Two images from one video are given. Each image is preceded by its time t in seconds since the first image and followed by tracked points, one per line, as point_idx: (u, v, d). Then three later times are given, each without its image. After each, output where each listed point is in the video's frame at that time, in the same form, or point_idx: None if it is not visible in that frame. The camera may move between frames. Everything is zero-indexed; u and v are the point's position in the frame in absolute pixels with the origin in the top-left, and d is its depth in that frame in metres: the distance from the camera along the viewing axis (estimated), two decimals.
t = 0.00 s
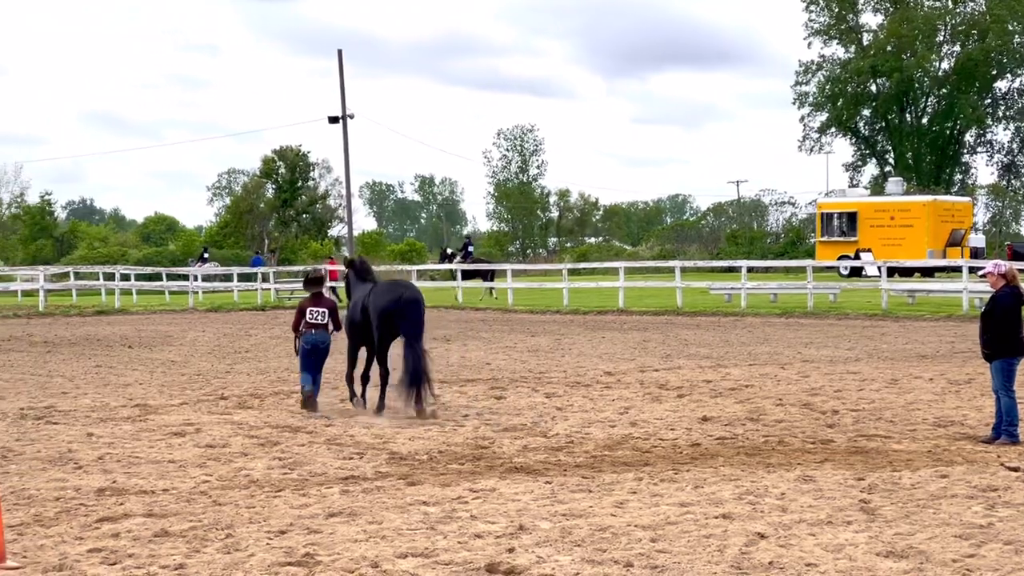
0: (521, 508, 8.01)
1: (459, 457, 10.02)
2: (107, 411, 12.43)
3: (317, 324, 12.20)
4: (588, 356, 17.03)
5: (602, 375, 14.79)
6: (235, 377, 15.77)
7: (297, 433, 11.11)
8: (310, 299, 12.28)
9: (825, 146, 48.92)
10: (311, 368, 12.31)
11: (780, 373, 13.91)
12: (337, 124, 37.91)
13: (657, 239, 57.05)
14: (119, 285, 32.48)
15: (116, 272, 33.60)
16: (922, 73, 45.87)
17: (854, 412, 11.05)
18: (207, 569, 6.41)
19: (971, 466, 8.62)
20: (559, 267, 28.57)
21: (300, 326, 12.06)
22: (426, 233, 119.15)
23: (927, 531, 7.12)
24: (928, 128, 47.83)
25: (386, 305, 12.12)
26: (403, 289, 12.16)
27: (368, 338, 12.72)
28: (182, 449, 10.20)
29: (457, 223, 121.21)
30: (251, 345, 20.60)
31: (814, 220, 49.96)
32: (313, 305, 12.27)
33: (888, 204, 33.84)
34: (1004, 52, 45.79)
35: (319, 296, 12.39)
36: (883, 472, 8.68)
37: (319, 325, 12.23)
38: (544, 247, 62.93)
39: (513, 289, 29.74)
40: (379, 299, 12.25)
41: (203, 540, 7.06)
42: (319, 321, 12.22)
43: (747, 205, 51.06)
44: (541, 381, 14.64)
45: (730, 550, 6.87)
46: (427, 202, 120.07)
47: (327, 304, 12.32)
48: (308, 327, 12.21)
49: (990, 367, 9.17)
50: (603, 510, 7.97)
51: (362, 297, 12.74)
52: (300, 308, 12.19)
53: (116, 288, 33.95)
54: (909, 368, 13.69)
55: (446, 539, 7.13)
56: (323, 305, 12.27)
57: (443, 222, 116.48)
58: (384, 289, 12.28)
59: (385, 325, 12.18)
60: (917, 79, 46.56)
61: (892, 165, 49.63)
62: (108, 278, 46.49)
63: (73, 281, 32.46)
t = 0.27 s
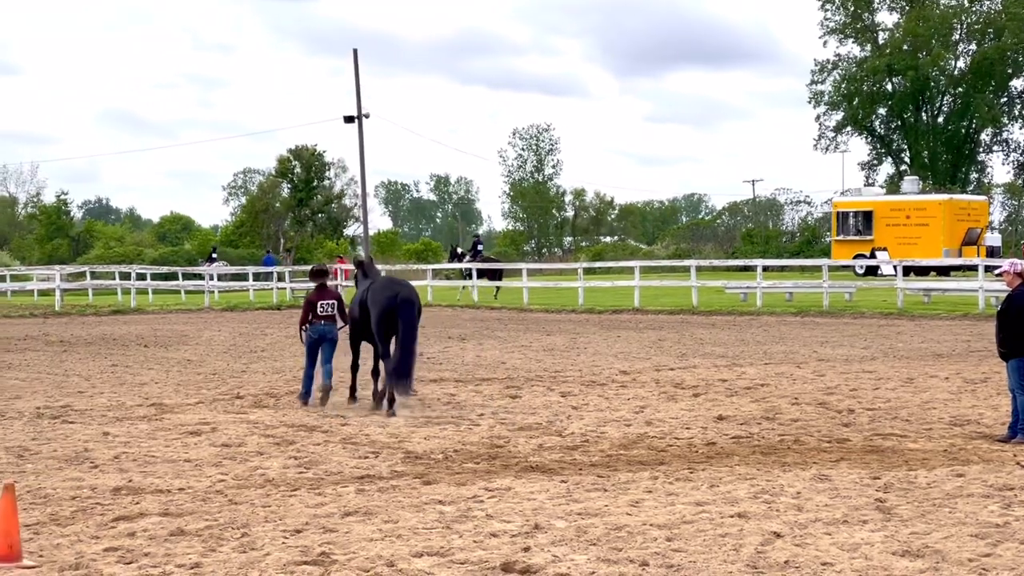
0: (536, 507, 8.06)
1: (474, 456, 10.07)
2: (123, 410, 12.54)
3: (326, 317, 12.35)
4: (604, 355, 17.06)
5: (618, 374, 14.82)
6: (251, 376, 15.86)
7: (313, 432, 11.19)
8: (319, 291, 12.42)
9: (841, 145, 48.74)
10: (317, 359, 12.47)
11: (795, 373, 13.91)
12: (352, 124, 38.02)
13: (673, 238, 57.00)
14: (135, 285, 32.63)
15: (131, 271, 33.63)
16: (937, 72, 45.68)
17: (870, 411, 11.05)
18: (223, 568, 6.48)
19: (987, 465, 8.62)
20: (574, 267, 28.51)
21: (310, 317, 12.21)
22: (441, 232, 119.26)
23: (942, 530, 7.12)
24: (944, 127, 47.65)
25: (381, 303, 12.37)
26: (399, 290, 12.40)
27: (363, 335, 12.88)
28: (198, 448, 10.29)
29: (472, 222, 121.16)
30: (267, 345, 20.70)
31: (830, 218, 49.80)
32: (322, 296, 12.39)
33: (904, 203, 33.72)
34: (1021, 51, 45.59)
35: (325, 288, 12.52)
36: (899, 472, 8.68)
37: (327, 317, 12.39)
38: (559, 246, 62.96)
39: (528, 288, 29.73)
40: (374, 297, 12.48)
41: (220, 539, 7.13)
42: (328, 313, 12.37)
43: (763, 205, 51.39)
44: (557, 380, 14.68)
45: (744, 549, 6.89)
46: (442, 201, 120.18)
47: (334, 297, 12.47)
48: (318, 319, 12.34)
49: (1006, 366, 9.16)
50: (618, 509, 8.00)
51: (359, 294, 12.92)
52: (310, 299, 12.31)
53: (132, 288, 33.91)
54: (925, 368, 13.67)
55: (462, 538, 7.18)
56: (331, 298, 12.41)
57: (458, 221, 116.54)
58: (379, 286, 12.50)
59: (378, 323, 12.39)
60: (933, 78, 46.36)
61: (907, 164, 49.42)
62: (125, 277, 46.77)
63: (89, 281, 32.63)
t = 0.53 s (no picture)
0: (545, 507, 8.06)
1: (484, 456, 10.08)
2: (133, 410, 12.58)
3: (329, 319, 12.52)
4: (613, 354, 17.06)
5: (627, 373, 14.82)
6: (260, 375, 15.93)
7: (322, 431, 11.22)
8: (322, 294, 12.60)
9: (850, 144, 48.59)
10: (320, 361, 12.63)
11: (805, 371, 13.87)
12: (362, 123, 38.08)
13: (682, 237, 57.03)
14: (145, 284, 32.75)
15: (141, 270, 33.44)
16: (946, 71, 45.53)
17: (880, 410, 11.02)
18: (232, 567, 6.50)
19: (997, 464, 8.61)
20: (583, 266, 28.46)
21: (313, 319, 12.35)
22: (451, 230, 119.30)
23: (953, 529, 7.11)
24: (954, 125, 47.51)
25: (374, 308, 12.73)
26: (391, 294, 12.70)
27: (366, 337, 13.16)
28: (208, 447, 10.32)
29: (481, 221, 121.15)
30: (277, 344, 20.75)
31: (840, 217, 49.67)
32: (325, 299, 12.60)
33: (913, 202, 33.64)
34: None
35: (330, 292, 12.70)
36: (909, 470, 8.67)
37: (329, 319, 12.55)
38: (568, 245, 62.94)
39: (538, 287, 29.70)
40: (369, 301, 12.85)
41: (229, 538, 7.16)
42: (330, 315, 12.54)
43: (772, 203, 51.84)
44: (566, 379, 14.69)
45: (754, 548, 6.89)
46: (452, 200, 120.19)
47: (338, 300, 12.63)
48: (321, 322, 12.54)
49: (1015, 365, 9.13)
50: (628, 508, 8.00)
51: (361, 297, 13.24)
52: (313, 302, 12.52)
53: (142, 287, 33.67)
54: (935, 366, 13.63)
55: (471, 537, 7.19)
56: (334, 300, 12.58)
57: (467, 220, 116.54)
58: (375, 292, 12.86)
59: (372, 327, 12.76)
60: (942, 76, 46.20)
61: (917, 162, 49.25)
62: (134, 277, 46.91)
63: (100, 280, 32.65)
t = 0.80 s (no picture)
0: (549, 506, 8.06)
1: (486, 455, 10.08)
2: (136, 409, 12.60)
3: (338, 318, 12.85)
4: (616, 353, 17.06)
5: (631, 372, 14.83)
6: (263, 374, 15.94)
7: (325, 430, 11.23)
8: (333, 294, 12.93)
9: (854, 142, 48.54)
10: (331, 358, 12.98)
11: (808, 370, 13.87)
12: (365, 122, 38.07)
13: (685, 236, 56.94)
14: (148, 283, 32.79)
15: (144, 269, 33.55)
16: (949, 69, 45.48)
17: (884, 408, 11.02)
18: (236, 566, 6.51)
19: (1001, 463, 8.61)
20: (587, 264, 28.47)
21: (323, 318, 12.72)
22: (454, 229, 119.25)
23: (956, 527, 7.10)
24: (957, 124, 47.50)
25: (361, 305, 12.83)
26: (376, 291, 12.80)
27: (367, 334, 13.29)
28: (211, 446, 10.33)
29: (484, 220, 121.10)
30: (280, 343, 20.76)
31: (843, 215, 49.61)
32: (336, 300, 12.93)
33: (917, 201, 33.66)
34: None
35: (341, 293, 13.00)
36: (912, 469, 8.66)
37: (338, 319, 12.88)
38: (571, 244, 62.92)
39: (542, 286, 29.70)
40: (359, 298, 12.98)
41: (232, 537, 7.17)
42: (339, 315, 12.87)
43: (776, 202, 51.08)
44: (569, 378, 14.70)
45: (757, 547, 6.89)
46: (455, 199, 120.14)
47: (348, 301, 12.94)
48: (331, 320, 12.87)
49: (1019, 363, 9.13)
50: (631, 507, 8.01)
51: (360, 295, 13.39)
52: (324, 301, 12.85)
53: (146, 286, 33.82)
54: (939, 365, 13.62)
55: (474, 536, 7.20)
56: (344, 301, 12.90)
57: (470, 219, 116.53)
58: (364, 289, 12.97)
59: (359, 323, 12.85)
60: (944, 75, 46.16)
61: (921, 161, 49.19)
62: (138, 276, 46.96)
63: (103, 280, 32.75)
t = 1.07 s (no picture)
0: (547, 505, 8.06)
1: (484, 454, 10.08)
2: (134, 409, 12.60)
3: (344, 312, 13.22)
4: (613, 352, 17.07)
5: (629, 371, 14.84)
6: (261, 374, 15.94)
7: (323, 430, 11.23)
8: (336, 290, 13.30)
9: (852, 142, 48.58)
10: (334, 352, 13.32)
11: (806, 369, 13.87)
12: (362, 121, 38.04)
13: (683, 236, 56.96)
14: (145, 282, 32.79)
15: (142, 269, 33.59)
16: (947, 68, 45.51)
17: (882, 407, 11.03)
18: (234, 566, 6.50)
19: (998, 462, 8.62)
20: (585, 264, 28.49)
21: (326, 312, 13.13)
22: (452, 229, 119.19)
23: (954, 527, 7.11)
24: (954, 124, 47.58)
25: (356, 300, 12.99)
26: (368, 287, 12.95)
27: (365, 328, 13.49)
28: (209, 446, 10.33)
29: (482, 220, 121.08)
30: (278, 342, 20.75)
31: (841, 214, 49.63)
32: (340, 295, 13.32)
33: (915, 200, 33.67)
34: None
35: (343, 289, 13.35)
36: (910, 468, 8.67)
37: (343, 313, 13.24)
38: (569, 243, 62.93)
39: (540, 285, 29.70)
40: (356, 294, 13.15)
41: (230, 536, 7.16)
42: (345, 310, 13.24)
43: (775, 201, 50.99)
44: (567, 377, 14.71)
45: (755, 546, 6.90)
46: (453, 199, 120.07)
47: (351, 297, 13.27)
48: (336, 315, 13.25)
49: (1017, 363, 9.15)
50: (629, 506, 8.01)
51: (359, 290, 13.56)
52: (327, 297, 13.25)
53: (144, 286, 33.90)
54: (936, 364, 13.64)
55: (472, 535, 7.20)
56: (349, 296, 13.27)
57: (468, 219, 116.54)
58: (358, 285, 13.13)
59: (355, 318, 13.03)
60: (941, 74, 46.21)
61: (918, 160, 49.25)
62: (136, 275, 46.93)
63: (101, 280, 32.82)
